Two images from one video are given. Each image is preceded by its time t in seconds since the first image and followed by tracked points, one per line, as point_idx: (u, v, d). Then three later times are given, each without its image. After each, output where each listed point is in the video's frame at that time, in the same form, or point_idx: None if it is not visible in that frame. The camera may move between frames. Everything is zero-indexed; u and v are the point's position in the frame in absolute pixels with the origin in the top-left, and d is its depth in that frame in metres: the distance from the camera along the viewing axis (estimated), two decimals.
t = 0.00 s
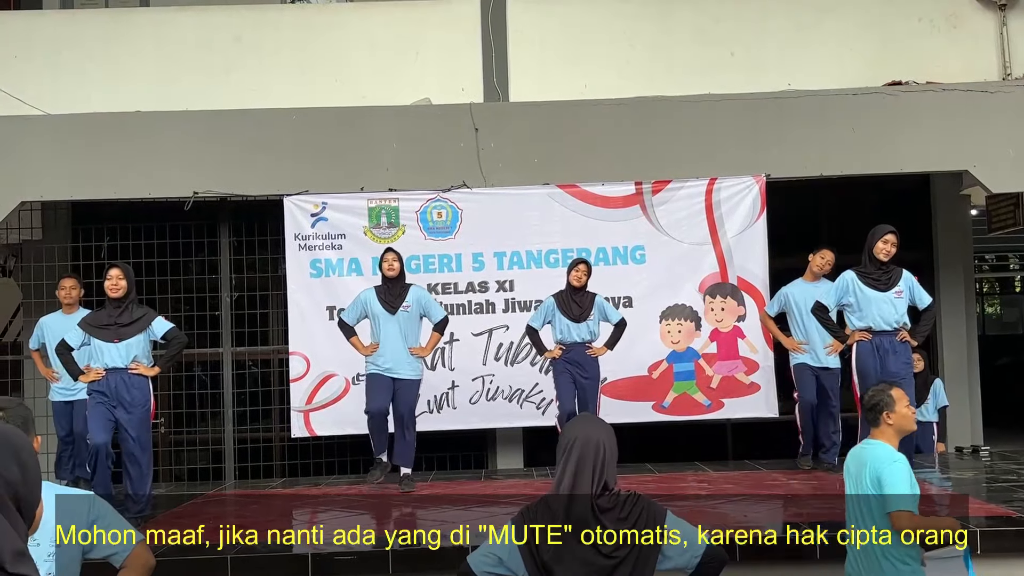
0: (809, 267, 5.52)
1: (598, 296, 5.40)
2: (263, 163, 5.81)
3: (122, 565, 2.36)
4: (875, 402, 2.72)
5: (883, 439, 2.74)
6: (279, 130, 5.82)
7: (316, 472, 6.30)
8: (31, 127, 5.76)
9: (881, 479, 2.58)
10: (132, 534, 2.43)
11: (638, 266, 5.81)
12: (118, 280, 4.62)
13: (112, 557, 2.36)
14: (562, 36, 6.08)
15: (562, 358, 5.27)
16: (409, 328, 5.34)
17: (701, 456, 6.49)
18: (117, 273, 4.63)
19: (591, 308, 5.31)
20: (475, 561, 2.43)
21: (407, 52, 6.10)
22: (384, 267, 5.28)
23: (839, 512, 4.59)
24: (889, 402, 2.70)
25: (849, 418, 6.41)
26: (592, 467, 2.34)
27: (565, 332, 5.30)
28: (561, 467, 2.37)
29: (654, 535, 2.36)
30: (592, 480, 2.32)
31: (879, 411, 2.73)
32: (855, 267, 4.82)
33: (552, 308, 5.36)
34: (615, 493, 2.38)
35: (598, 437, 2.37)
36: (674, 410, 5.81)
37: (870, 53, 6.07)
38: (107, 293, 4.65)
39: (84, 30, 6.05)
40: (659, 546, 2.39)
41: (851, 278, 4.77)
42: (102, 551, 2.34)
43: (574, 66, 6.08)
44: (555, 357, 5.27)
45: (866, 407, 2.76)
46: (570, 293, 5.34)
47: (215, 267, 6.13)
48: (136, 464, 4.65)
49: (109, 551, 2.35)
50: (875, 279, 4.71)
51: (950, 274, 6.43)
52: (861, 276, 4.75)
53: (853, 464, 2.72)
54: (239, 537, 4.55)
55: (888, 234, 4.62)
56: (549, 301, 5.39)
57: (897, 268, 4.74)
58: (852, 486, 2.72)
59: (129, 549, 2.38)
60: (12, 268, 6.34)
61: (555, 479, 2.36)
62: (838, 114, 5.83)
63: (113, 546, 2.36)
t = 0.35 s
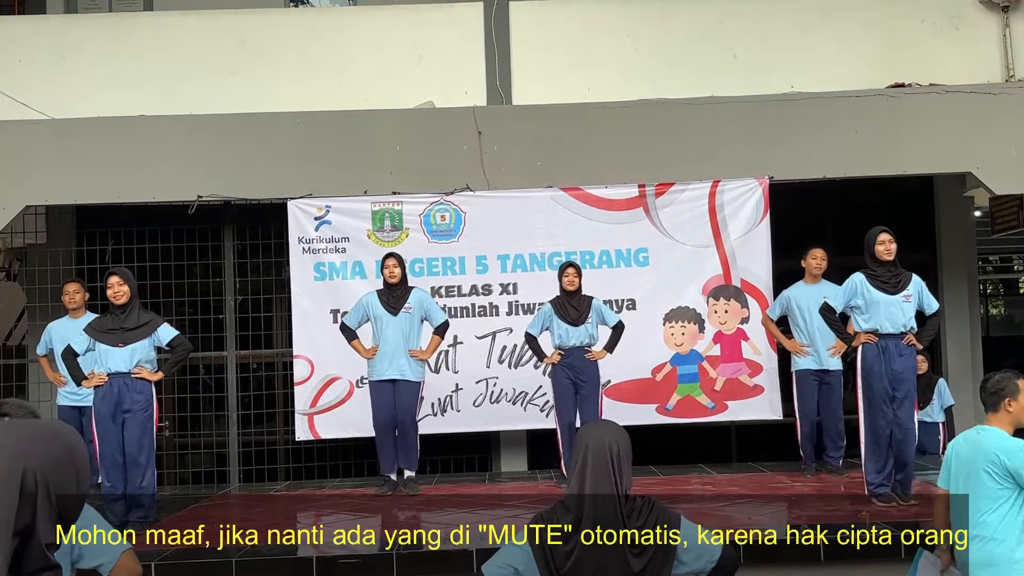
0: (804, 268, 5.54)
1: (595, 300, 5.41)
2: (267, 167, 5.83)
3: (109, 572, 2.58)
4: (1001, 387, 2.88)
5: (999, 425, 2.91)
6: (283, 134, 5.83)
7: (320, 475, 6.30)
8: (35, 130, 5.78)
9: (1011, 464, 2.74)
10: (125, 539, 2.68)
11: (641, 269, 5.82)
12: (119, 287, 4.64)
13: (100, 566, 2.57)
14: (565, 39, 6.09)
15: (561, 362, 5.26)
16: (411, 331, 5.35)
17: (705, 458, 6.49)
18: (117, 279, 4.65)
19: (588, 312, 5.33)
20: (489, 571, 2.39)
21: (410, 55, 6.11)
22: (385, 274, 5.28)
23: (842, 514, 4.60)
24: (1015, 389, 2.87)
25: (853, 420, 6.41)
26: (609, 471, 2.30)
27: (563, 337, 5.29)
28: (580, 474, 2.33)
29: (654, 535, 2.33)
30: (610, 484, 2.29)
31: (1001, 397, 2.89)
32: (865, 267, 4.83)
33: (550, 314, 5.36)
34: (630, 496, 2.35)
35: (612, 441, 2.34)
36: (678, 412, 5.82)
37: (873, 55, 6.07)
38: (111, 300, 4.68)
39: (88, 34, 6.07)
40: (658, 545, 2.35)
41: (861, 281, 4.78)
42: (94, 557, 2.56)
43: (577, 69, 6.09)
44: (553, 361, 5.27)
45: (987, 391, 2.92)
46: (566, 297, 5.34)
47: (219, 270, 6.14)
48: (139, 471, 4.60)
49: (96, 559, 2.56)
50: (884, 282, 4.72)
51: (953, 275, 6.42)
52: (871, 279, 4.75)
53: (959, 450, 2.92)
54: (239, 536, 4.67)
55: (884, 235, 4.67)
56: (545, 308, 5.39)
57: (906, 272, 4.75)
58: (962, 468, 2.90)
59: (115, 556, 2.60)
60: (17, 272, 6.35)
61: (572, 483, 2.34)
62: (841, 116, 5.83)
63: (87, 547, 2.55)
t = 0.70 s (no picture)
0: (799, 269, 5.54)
1: (591, 300, 5.41)
2: (269, 170, 5.84)
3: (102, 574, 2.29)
4: None
5: None
6: (284, 137, 5.84)
7: (322, 478, 6.30)
8: (36, 133, 5.79)
9: None
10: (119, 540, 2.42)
11: (643, 271, 5.82)
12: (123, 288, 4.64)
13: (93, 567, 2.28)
14: (566, 41, 6.10)
15: (557, 363, 5.26)
16: (412, 332, 5.34)
17: (707, 460, 6.48)
18: (121, 281, 4.65)
19: (585, 312, 5.33)
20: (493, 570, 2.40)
21: (411, 57, 6.11)
22: (387, 275, 5.30)
23: (844, 515, 4.60)
24: None
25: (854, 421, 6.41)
26: (616, 476, 2.26)
27: (560, 338, 5.30)
28: (586, 478, 2.28)
29: (654, 534, 2.31)
30: (618, 490, 2.24)
31: None
32: (871, 268, 4.81)
33: (545, 315, 5.37)
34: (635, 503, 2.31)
35: (616, 443, 2.30)
36: (679, 414, 5.82)
37: (874, 56, 6.08)
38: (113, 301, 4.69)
39: (89, 37, 6.09)
40: (661, 545, 2.33)
41: (864, 280, 4.77)
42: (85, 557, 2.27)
43: (578, 71, 6.10)
44: (551, 361, 5.27)
45: None
46: (562, 300, 5.36)
47: (220, 273, 6.15)
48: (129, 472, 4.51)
49: (87, 560, 2.28)
50: (888, 283, 4.71)
51: (955, 277, 6.41)
52: (875, 279, 4.74)
53: None
54: (239, 536, 4.74)
55: (889, 237, 4.67)
56: (543, 308, 5.40)
57: (910, 274, 4.73)
58: None
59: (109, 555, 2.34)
60: (19, 275, 6.36)
61: (579, 488, 2.30)
62: (842, 118, 5.83)
63: (80, 547, 2.26)
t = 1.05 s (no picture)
0: (804, 270, 5.50)
1: (597, 302, 5.38)
2: (268, 171, 5.84)
3: None
4: None
5: None
6: (283, 138, 5.84)
7: (321, 479, 6.31)
8: (35, 134, 5.79)
9: None
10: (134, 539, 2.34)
11: (642, 272, 5.81)
12: (120, 292, 4.62)
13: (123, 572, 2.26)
14: (565, 42, 6.10)
15: (560, 363, 5.28)
16: (416, 333, 5.35)
17: (706, 460, 6.48)
18: (117, 285, 4.63)
19: (589, 314, 5.31)
20: (477, 570, 2.19)
21: (410, 58, 6.11)
22: (389, 276, 5.29)
23: (843, 517, 4.62)
24: None
25: (853, 422, 6.40)
26: (611, 479, 2.14)
27: (563, 339, 5.30)
28: (581, 480, 2.15)
29: (653, 534, 2.21)
30: (610, 493, 2.12)
31: None
32: (867, 272, 4.81)
33: (551, 316, 5.36)
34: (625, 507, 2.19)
35: (616, 449, 2.17)
36: (679, 416, 5.81)
37: (873, 57, 6.08)
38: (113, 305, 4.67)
39: (89, 38, 6.09)
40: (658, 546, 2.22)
41: (861, 283, 4.76)
42: (115, 561, 2.26)
43: (577, 72, 6.09)
44: (552, 362, 5.28)
45: None
46: (567, 300, 5.35)
47: (220, 274, 6.15)
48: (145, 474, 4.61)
49: (121, 563, 2.26)
50: (884, 287, 4.70)
51: (954, 278, 6.40)
52: (871, 282, 4.73)
53: None
54: (239, 536, 4.76)
55: (883, 240, 4.68)
56: (548, 308, 5.39)
57: (906, 277, 4.73)
58: None
59: (141, 559, 2.29)
60: (18, 276, 6.37)
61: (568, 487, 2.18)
62: (840, 119, 5.83)
63: (113, 547, 2.27)
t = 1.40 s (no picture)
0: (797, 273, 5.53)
1: (589, 302, 5.41)
2: (267, 171, 5.83)
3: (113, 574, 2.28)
4: None
5: None
6: (281, 137, 5.84)
7: (318, 479, 6.30)
8: (34, 134, 5.78)
9: None
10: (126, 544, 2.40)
11: (641, 272, 5.82)
12: (112, 297, 4.63)
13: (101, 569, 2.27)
14: (564, 42, 6.10)
15: (552, 364, 5.29)
16: (413, 334, 5.35)
17: (704, 460, 6.49)
18: (107, 289, 4.63)
19: (582, 313, 5.34)
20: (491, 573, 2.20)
21: (408, 58, 6.11)
22: (378, 280, 5.35)
23: (841, 517, 4.63)
24: None
25: (850, 422, 6.41)
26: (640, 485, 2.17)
27: (555, 339, 5.30)
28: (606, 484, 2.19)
29: (655, 535, 2.21)
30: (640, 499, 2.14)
31: None
32: (869, 272, 4.84)
33: (544, 317, 5.36)
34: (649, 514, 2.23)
35: (649, 466, 2.19)
36: (676, 415, 5.82)
37: (871, 57, 6.08)
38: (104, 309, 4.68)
39: (87, 37, 6.08)
40: (660, 546, 2.22)
41: (865, 281, 4.78)
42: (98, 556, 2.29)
43: (576, 72, 6.09)
44: (546, 362, 5.29)
45: None
46: (559, 302, 5.35)
47: (218, 274, 6.14)
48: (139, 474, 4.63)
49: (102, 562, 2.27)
50: (889, 285, 4.72)
51: (952, 278, 6.40)
52: (876, 280, 4.75)
53: None
54: (239, 536, 4.76)
55: (873, 247, 4.74)
56: (539, 311, 5.40)
57: (909, 275, 4.75)
58: None
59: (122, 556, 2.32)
60: (16, 276, 6.36)
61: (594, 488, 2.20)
62: (839, 119, 5.83)
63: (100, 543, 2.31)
